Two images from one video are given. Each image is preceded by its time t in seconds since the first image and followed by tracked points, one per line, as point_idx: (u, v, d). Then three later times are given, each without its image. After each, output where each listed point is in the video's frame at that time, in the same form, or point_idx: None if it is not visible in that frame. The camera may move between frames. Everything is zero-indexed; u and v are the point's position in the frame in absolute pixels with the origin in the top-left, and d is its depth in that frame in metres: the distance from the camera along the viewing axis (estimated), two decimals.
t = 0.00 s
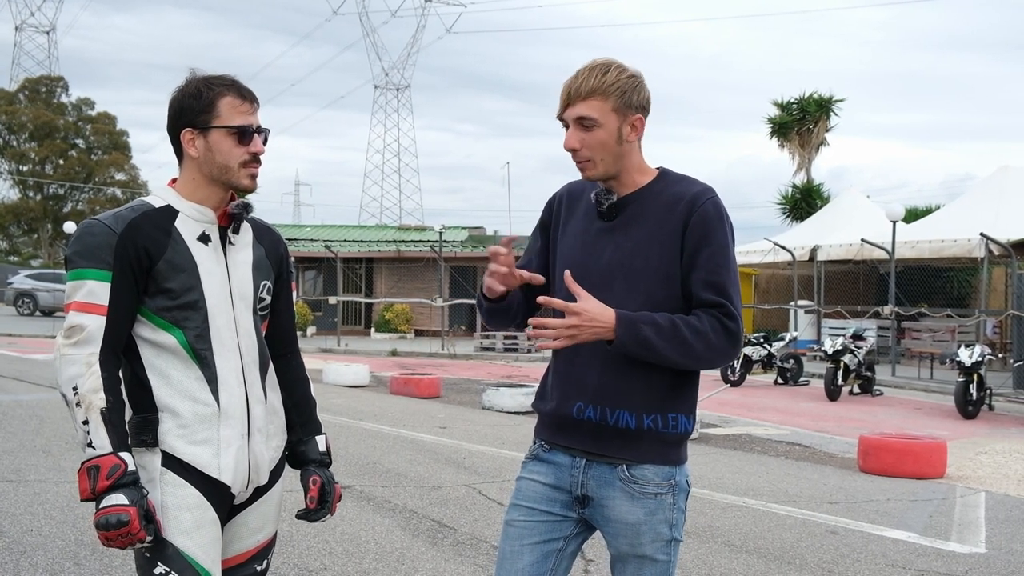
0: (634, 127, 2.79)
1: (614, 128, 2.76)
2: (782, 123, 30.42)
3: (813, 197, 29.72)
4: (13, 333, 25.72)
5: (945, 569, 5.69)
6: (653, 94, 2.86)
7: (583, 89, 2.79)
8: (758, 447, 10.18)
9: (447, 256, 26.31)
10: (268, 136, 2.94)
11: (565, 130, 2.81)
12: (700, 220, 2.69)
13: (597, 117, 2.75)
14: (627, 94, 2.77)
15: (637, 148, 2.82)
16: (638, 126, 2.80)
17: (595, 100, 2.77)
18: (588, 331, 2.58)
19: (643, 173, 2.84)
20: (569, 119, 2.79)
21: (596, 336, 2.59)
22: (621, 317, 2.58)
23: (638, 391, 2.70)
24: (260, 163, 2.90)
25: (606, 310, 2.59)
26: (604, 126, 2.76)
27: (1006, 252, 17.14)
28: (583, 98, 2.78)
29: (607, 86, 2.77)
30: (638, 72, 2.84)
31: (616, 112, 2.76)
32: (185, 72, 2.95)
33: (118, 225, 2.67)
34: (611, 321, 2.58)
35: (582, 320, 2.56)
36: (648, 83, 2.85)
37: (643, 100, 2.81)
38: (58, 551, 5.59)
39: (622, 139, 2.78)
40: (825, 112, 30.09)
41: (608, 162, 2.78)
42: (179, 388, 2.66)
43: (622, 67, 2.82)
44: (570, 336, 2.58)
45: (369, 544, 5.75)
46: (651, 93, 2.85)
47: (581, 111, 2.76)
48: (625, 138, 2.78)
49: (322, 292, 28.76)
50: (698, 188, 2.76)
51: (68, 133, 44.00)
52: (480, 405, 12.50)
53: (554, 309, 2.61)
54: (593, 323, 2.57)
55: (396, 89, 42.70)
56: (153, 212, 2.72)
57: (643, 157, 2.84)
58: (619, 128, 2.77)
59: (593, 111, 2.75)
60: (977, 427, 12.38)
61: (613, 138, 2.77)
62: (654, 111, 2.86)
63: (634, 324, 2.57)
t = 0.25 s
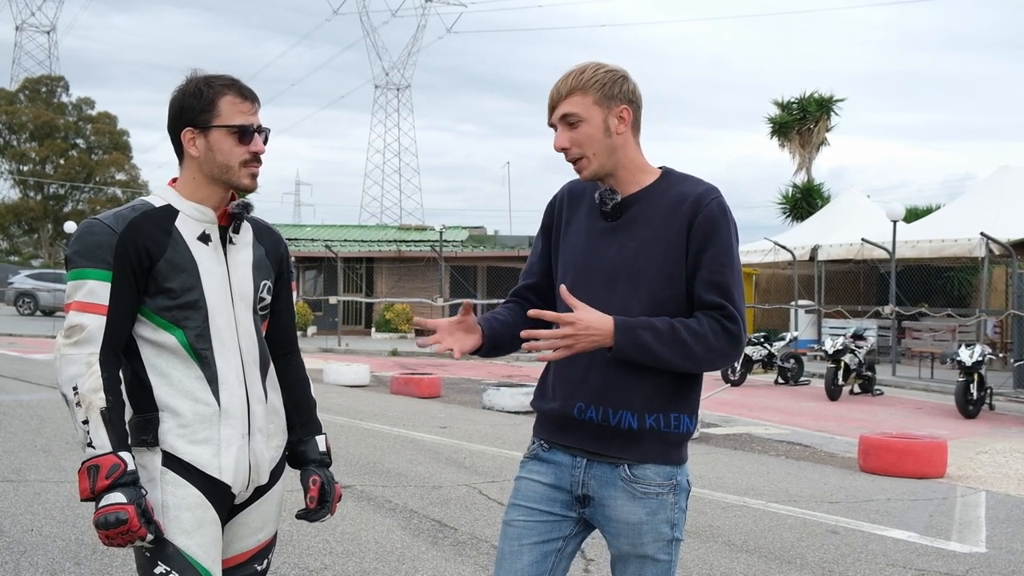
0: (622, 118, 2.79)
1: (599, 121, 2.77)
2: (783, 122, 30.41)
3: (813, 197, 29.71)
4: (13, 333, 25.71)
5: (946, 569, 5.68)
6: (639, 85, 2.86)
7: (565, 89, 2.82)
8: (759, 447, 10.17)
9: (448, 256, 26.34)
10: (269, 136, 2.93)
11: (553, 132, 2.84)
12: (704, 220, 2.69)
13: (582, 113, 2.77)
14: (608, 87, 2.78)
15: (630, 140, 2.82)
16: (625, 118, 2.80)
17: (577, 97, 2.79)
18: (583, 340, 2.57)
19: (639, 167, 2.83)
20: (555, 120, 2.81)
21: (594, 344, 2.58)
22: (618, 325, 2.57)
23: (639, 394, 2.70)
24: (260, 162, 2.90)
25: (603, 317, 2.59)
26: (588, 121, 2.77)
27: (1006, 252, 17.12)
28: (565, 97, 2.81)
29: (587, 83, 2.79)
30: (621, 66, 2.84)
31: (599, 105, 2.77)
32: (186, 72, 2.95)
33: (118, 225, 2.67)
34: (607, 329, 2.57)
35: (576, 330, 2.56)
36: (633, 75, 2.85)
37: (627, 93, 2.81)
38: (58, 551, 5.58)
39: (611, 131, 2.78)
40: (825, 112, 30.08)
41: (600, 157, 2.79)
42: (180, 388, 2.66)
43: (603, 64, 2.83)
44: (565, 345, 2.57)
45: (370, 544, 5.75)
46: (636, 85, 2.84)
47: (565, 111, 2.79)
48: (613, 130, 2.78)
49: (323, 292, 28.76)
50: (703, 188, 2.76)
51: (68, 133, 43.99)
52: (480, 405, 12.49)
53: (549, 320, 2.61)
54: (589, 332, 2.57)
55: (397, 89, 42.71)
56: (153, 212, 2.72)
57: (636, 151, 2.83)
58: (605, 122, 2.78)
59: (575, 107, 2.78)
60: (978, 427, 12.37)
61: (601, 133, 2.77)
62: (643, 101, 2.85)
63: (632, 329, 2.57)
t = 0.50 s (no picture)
0: (620, 119, 2.79)
1: (597, 123, 2.77)
2: (783, 122, 30.41)
3: (813, 197, 29.70)
4: (14, 332, 25.71)
5: (946, 569, 5.69)
6: (637, 86, 2.85)
7: (562, 92, 2.83)
8: (759, 447, 10.18)
9: (448, 256, 26.34)
10: (270, 137, 2.93)
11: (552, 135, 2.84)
12: (704, 217, 2.69)
13: (578, 116, 2.77)
14: (604, 89, 2.78)
15: (628, 141, 2.82)
16: (623, 118, 2.79)
17: (574, 100, 2.80)
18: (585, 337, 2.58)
19: (638, 168, 2.83)
20: (553, 123, 2.81)
21: (595, 340, 2.58)
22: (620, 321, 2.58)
23: (643, 393, 2.70)
24: (262, 163, 2.90)
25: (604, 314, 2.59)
26: (586, 123, 2.77)
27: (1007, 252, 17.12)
28: (562, 100, 2.82)
29: (584, 85, 2.79)
30: (618, 67, 2.84)
31: (596, 108, 2.77)
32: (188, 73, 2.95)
33: (119, 226, 2.67)
34: (608, 326, 2.57)
35: (575, 326, 2.56)
36: (631, 76, 2.84)
37: (625, 94, 2.81)
38: (58, 551, 5.58)
39: (608, 133, 2.78)
40: (826, 112, 30.07)
41: (600, 159, 2.79)
42: (181, 389, 2.66)
43: (599, 65, 2.83)
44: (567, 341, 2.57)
45: (370, 544, 5.75)
46: (634, 86, 2.84)
47: (563, 114, 2.79)
48: (611, 131, 2.78)
49: (323, 291, 28.76)
50: (702, 186, 2.76)
51: (68, 133, 43.99)
52: (481, 405, 12.49)
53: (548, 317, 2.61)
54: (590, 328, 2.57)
55: (397, 89, 42.73)
56: (154, 213, 2.72)
57: (636, 152, 2.83)
58: (603, 123, 2.78)
59: (572, 110, 2.78)
60: (978, 427, 12.37)
61: (599, 135, 2.77)
62: (641, 101, 2.85)
63: (634, 325, 2.57)
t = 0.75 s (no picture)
0: (620, 120, 2.79)
1: (597, 124, 2.77)
2: (783, 122, 30.42)
3: (813, 197, 29.71)
4: (15, 333, 25.70)
5: (947, 569, 5.69)
6: (638, 85, 2.84)
7: (562, 94, 2.83)
8: (759, 447, 10.17)
9: (448, 256, 26.34)
10: (270, 136, 2.93)
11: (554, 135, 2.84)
12: (704, 216, 2.69)
13: (579, 116, 2.77)
14: (604, 89, 2.78)
15: (630, 141, 2.81)
16: (624, 118, 2.79)
17: (574, 100, 2.80)
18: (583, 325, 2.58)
19: (640, 168, 2.83)
20: (555, 125, 2.82)
21: (592, 331, 2.59)
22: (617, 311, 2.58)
23: (643, 391, 2.70)
24: (263, 162, 2.90)
25: (602, 307, 2.60)
26: (586, 124, 2.77)
27: (1007, 251, 17.12)
28: (563, 101, 2.82)
29: (584, 84, 2.80)
30: (618, 67, 2.84)
31: (597, 108, 2.77)
32: (188, 73, 2.95)
33: (121, 226, 2.67)
34: (605, 317, 2.58)
35: (572, 315, 2.57)
36: (631, 75, 2.84)
37: (626, 94, 2.80)
38: (60, 551, 5.58)
39: (609, 134, 2.78)
40: (826, 112, 30.06)
41: (599, 160, 2.80)
42: (183, 388, 2.66)
43: (600, 66, 2.83)
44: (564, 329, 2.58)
45: (371, 544, 5.75)
46: (635, 85, 2.83)
47: (564, 115, 2.79)
48: (612, 132, 2.78)
49: (323, 291, 28.76)
50: (704, 186, 2.76)
51: (68, 133, 44.01)
52: (482, 404, 12.49)
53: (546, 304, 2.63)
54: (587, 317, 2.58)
55: (398, 90, 42.76)
56: (155, 213, 2.72)
57: (638, 152, 2.82)
58: (604, 123, 2.78)
59: (572, 112, 2.78)
60: (979, 427, 12.37)
61: (600, 135, 2.77)
62: (643, 100, 2.84)
63: (632, 319, 2.57)
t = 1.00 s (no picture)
0: (625, 118, 2.79)
1: (602, 121, 2.77)
2: (784, 122, 30.40)
3: (814, 197, 29.69)
4: (16, 332, 25.70)
5: (948, 569, 5.68)
6: (642, 84, 2.84)
7: (566, 90, 2.83)
8: (760, 447, 10.17)
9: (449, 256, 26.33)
10: (270, 136, 2.94)
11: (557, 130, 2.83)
12: (707, 214, 2.69)
13: (583, 113, 2.77)
14: (609, 87, 2.78)
15: (633, 139, 2.81)
16: (628, 116, 2.79)
17: (579, 97, 2.80)
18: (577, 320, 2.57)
19: (643, 166, 2.83)
20: (559, 121, 2.81)
21: (590, 328, 2.58)
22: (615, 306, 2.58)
23: (645, 389, 2.70)
24: (263, 162, 2.90)
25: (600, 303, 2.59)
26: (591, 120, 2.77)
27: (1008, 251, 17.10)
28: (567, 98, 2.81)
29: (590, 82, 2.80)
30: (622, 66, 2.84)
31: (602, 106, 2.77)
32: (188, 73, 2.95)
33: (121, 226, 2.67)
34: (602, 314, 2.57)
35: (569, 312, 2.56)
36: (635, 74, 2.84)
37: (630, 92, 2.80)
38: (60, 551, 5.58)
39: (613, 131, 2.78)
40: (827, 112, 30.06)
41: (603, 157, 2.79)
42: (182, 388, 2.66)
43: (605, 64, 2.83)
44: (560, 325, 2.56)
45: (372, 544, 5.75)
46: (639, 84, 2.83)
47: (568, 111, 2.79)
48: (616, 129, 2.78)
49: (324, 291, 28.75)
50: (707, 185, 2.76)
51: (69, 133, 44.01)
52: (482, 404, 12.49)
53: (541, 303, 2.59)
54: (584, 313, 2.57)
55: (398, 90, 42.74)
56: (155, 213, 2.72)
57: (641, 151, 2.82)
58: (609, 121, 2.78)
59: (576, 108, 2.78)
60: (980, 426, 12.36)
61: (604, 132, 2.77)
62: (646, 99, 2.84)
63: (629, 315, 2.56)
